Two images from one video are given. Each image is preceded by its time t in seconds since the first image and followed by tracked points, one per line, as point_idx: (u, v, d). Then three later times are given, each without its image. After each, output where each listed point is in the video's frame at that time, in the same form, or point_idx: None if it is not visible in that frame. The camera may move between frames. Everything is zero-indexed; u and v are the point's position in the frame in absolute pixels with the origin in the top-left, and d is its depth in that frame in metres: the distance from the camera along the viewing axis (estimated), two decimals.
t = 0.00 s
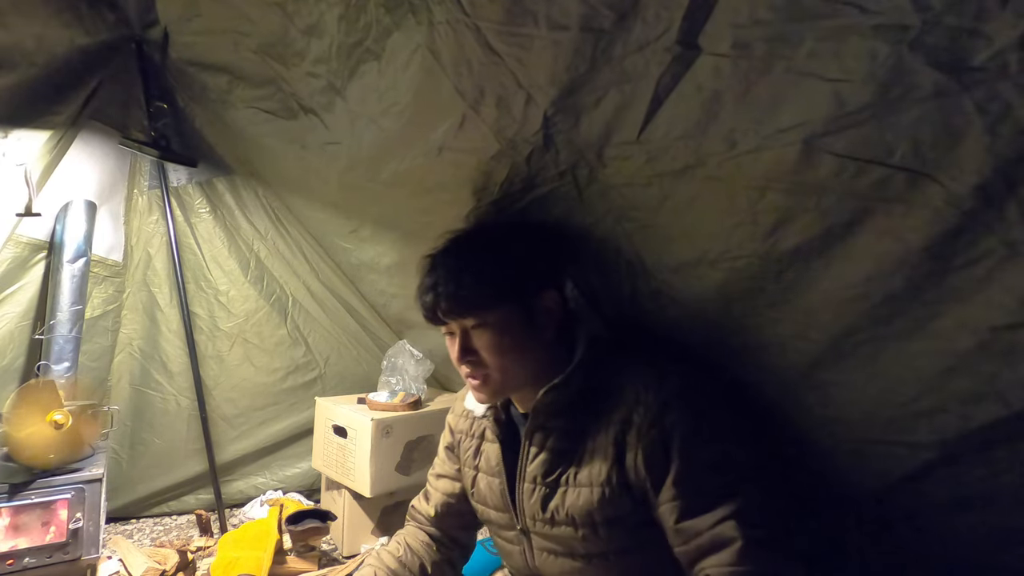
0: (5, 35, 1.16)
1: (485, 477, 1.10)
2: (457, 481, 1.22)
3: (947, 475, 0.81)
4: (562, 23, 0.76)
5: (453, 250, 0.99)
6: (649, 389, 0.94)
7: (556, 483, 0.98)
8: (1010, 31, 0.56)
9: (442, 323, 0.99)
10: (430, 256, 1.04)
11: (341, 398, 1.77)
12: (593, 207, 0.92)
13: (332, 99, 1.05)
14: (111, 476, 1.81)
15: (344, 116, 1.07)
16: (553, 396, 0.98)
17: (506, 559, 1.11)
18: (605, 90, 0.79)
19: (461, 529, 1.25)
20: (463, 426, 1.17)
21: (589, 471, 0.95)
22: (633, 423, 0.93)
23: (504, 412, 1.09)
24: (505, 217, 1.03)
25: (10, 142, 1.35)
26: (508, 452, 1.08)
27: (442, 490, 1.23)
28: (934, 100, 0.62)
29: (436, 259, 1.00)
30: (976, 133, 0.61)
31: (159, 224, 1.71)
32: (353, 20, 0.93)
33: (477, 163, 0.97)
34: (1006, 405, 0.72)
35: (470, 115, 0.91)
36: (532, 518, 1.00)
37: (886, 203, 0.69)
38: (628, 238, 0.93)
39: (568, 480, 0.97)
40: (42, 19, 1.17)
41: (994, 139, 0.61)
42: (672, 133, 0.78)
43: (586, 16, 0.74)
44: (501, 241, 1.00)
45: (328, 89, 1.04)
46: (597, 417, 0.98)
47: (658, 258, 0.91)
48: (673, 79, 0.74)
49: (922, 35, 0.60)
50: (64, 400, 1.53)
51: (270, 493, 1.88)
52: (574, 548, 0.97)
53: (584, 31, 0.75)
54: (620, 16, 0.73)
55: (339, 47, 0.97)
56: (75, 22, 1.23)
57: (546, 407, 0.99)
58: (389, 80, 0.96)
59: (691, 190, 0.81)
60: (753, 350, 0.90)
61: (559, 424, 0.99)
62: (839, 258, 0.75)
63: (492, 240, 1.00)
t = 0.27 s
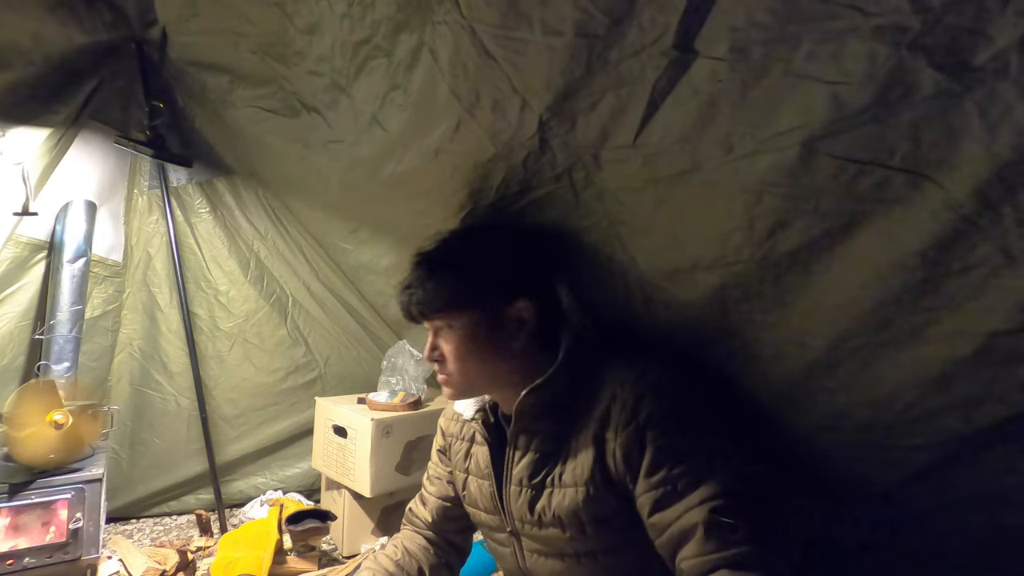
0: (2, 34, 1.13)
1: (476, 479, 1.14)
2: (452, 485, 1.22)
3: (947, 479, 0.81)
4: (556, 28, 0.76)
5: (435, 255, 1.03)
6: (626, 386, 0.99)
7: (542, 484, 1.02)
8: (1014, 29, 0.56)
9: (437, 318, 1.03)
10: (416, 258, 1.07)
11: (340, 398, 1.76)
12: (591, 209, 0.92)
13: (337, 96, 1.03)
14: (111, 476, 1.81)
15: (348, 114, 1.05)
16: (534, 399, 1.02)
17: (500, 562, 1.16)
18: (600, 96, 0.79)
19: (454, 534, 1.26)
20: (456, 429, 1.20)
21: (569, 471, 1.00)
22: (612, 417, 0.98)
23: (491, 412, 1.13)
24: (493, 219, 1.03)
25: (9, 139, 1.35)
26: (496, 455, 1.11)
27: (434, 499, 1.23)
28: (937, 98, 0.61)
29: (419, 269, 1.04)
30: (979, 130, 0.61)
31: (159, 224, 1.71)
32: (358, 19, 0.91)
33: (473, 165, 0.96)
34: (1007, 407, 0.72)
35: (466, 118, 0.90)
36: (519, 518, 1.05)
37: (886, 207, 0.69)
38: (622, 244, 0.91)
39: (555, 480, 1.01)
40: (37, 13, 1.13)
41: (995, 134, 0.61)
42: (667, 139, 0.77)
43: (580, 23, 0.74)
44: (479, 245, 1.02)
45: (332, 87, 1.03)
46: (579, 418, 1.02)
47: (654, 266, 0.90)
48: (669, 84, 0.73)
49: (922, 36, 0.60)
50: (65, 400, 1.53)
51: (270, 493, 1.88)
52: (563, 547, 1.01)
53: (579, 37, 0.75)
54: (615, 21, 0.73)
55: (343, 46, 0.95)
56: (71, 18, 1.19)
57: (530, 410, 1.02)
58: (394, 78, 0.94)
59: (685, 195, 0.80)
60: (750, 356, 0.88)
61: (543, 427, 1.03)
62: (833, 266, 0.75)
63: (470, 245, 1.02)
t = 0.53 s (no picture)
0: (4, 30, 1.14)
1: (472, 481, 1.13)
2: (448, 485, 1.23)
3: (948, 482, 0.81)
4: (560, 24, 0.75)
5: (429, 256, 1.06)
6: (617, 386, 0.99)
7: (536, 485, 1.02)
8: (1005, 38, 0.56)
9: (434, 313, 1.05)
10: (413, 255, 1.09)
11: (340, 398, 1.76)
12: (591, 208, 0.92)
13: (334, 97, 1.03)
14: (111, 476, 1.81)
15: (344, 115, 1.05)
16: (526, 399, 1.02)
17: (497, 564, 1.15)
18: (603, 91, 0.79)
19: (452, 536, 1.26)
20: (451, 430, 1.20)
21: (563, 471, 1.00)
22: (603, 418, 0.98)
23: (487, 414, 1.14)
24: (493, 217, 1.05)
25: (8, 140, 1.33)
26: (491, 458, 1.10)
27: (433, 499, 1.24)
28: (925, 111, 0.61)
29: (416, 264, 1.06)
30: (967, 147, 0.61)
31: (159, 223, 1.71)
32: (355, 20, 0.91)
33: (474, 164, 0.96)
34: (1007, 410, 0.72)
35: (467, 116, 0.90)
36: (517, 521, 1.04)
37: (877, 219, 0.69)
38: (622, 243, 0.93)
39: (548, 481, 1.01)
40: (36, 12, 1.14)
41: (982, 153, 0.61)
42: (665, 140, 0.77)
43: (584, 17, 0.73)
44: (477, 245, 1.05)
45: (329, 88, 1.03)
46: (572, 417, 1.02)
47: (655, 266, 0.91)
48: (670, 83, 0.73)
49: (914, 42, 0.59)
50: (65, 399, 1.54)
51: (270, 493, 1.88)
52: (557, 547, 1.01)
53: (582, 32, 0.75)
54: (619, 16, 0.72)
55: (340, 47, 0.95)
56: (70, 17, 1.20)
57: (522, 409, 1.03)
58: (391, 79, 0.94)
59: (688, 197, 0.81)
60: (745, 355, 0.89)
61: (535, 427, 1.03)
62: (828, 270, 0.75)
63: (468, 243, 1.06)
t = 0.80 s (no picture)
0: None
1: (469, 482, 1.13)
2: (445, 487, 1.23)
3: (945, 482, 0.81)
4: (560, 24, 0.75)
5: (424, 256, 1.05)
6: (614, 389, 0.98)
7: (532, 490, 1.02)
8: (1003, 42, 0.56)
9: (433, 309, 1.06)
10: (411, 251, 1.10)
11: (340, 398, 1.76)
12: (589, 210, 0.93)
13: (330, 99, 1.03)
14: (111, 476, 1.81)
15: (342, 117, 1.05)
16: (520, 403, 1.03)
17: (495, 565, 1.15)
18: (604, 92, 0.79)
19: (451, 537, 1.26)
20: (448, 431, 1.20)
21: (559, 477, 1.00)
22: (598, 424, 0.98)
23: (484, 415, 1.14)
24: (493, 215, 1.05)
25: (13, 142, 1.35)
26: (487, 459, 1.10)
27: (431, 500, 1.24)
28: (922, 115, 0.62)
29: (415, 261, 1.06)
30: (965, 149, 0.62)
31: (159, 223, 1.71)
32: (354, 21, 0.90)
33: (475, 163, 0.97)
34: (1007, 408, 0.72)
35: (468, 117, 0.90)
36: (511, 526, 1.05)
37: (869, 226, 0.70)
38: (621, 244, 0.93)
39: (545, 486, 1.01)
40: (36, 14, 1.10)
41: (982, 154, 0.61)
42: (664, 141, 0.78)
43: (585, 18, 0.73)
44: (475, 244, 1.05)
45: (326, 91, 1.02)
46: (567, 421, 1.03)
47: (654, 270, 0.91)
48: (669, 85, 0.73)
49: (911, 46, 0.59)
50: (65, 400, 1.54)
51: (270, 493, 1.88)
52: (553, 552, 1.01)
53: (582, 33, 0.74)
54: (618, 17, 0.72)
55: (338, 48, 0.95)
56: (70, 17, 1.15)
57: (515, 414, 1.03)
58: (389, 80, 0.94)
59: (687, 199, 0.81)
60: (742, 357, 0.89)
61: (531, 431, 1.04)
62: (825, 274, 0.75)
63: (467, 243, 1.05)
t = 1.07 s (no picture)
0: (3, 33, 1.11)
1: (466, 484, 1.13)
2: (443, 487, 1.23)
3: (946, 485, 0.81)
4: (559, 25, 0.75)
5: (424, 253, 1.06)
6: (610, 389, 0.98)
7: (528, 491, 1.02)
8: (1002, 44, 0.56)
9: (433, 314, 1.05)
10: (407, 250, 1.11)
11: (340, 398, 1.77)
12: (587, 212, 0.93)
13: (333, 98, 1.03)
14: (111, 476, 1.82)
15: (344, 116, 1.04)
16: (517, 404, 1.02)
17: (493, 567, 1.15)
18: (604, 93, 0.78)
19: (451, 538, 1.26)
20: (445, 432, 1.20)
21: (556, 479, 0.99)
22: (594, 425, 0.97)
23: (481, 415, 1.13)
24: (493, 216, 1.06)
25: (12, 142, 1.33)
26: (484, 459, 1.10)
27: (429, 499, 1.24)
28: (920, 116, 0.62)
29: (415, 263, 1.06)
30: (964, 151, 0.62)
31: (159, 223, 1.71)
32: (355, 20, 0.90)
33: (472, 166, 0.98)
34: (1007, 408, 0.72)
35: (467, 117, 0.90)
36: (507, 526, 1.05)
37: (870, 227, 0.70)
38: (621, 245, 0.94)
39: (542, 487, 1.01)
40: (36, 15, 1.11)
41: (983, 155, 0.61)
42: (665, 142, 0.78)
43: (584, 18, 0.73)
44: (472, 245, 1.04)
45: (329, 89, 1.02)
46: (564, 422, 1.02)
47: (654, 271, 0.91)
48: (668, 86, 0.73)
49: (910, 48, 0.59)
50: (65, 400, 1.54)
51: (270, 493, 1.88)
52: (551, 553, 1.01)
53: (582, 33, 0.74)
54: (618, 17, 0.72)
55: (340, 48, 0.94)
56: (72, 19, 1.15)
57: (513, 415, 1.03)
58: (389, 80, 0.94)
59: (686, 200, 0.81)
60: (741, 357, 0.90)
61: (528, 432, 1.03)
62: (825, 275, 0.76)
63: (464, 245, 1.04)
